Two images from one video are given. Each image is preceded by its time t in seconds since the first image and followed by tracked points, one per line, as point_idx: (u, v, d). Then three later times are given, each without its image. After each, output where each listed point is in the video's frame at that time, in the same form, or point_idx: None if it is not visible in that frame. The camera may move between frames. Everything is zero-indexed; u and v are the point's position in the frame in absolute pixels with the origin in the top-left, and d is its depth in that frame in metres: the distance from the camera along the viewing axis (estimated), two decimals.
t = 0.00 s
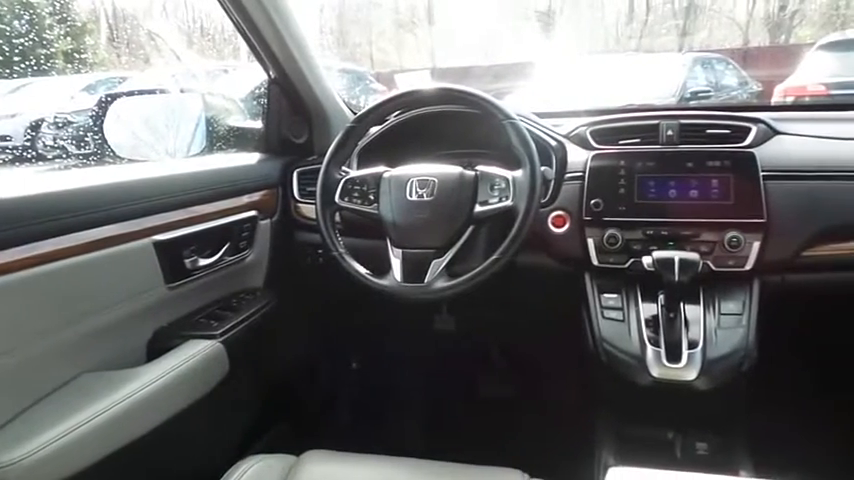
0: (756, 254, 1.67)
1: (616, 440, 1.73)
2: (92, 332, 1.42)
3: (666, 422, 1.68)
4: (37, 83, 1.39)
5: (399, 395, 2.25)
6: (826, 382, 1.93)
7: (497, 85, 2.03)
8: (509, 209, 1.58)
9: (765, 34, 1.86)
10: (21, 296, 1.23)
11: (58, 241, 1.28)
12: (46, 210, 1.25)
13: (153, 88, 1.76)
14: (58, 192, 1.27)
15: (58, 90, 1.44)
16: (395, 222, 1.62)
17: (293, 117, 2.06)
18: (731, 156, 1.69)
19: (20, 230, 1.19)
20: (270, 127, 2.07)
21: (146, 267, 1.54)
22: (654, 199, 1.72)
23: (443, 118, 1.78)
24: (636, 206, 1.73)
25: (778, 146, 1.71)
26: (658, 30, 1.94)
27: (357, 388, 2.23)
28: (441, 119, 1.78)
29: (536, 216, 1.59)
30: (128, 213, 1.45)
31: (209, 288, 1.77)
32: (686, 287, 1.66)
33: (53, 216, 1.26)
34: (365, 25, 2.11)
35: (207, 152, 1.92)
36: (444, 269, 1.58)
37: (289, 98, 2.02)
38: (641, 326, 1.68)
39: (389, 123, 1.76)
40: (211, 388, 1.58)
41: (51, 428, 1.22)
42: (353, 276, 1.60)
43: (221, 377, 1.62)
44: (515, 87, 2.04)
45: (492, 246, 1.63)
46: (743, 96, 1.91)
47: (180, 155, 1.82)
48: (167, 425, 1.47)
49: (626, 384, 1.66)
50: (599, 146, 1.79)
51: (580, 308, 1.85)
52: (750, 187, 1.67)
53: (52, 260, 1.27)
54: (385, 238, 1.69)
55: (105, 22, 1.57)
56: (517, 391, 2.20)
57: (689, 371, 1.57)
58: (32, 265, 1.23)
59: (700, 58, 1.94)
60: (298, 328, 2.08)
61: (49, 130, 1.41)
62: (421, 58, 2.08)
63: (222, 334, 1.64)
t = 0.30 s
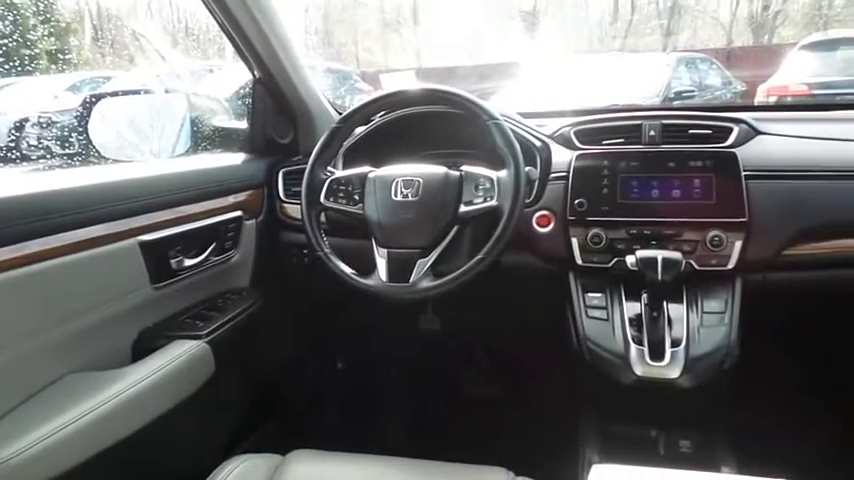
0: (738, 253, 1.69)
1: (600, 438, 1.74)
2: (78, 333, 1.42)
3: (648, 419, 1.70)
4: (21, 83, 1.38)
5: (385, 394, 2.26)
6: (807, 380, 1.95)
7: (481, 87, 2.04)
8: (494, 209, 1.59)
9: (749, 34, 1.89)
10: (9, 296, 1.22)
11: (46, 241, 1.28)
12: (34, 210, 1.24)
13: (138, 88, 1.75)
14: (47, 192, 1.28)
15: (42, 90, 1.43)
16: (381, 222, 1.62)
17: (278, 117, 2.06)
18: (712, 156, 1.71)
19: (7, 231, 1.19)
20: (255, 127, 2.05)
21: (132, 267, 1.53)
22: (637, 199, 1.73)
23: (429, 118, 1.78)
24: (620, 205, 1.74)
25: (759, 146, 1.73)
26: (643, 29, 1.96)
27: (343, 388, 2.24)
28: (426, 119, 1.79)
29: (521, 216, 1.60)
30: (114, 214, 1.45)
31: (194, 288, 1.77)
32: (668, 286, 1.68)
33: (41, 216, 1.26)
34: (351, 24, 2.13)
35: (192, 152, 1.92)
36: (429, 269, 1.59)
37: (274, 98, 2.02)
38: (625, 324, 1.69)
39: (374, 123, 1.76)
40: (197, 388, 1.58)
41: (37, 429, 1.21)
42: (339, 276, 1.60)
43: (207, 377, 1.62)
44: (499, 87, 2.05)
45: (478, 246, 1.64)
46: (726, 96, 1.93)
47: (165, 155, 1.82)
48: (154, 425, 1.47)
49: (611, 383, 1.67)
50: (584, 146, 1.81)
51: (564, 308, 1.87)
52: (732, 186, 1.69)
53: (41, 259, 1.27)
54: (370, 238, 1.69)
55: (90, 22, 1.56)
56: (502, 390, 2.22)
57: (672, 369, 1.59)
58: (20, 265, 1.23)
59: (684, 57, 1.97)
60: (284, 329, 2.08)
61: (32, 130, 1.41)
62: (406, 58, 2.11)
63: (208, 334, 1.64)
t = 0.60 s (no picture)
0: (717, 251, 1.72)
1: (582, 434, 1.78)
2: (62, 334, 1.42)
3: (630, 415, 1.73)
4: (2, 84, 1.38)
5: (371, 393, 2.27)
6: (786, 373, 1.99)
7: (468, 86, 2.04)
8: (478, 209, 1.61)
9: (731, 36, 1.91)
10: None
11: (30, 242, 1.28)
12: (20, 210, 1.25)
13: (121, 88, 1.76)
14: (32, 192, 1.28)
15: (23, 90, 1.44)
16: (366, 222, 1.64)
17: (263, 118, 2.07)
18: (691, 156, 1.74)
19: None
20: (240, 128, 2.07)
21: (117, 268, 1.54)
22: (619, 198, 1.76)
23: (414, 118, 1.80)
24: (601, 205, 1.76)
25: (737, 146, 1.76)
26: (627, 29, 1.97)
27: (329, 388, 2.27)
28: (411, 119, 1.80)
29: (504, 215, 1.62)
30: (99, 215, 1.45)
31: (180, 288, 1.78)
32: (648, 283, 1.71)
33: (26, 217, 1.26)
34: (336, 24, 2.11)
35: (177, 153, 1.92)
36: (414, 269, 1.61)
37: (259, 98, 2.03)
38: (606, 321, 1.72)
39: (360, 124, 1.76)
40: (182, 388, 1.59)
41: (22, 430, 1.22)
42: (324, 276, 1.61)
43: (193, 377, 1.63)
44: (486, 87, 2.06)
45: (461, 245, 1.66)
46: (710, 96, 1.96)
47: (149, 155, 1.82)
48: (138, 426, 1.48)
49: (593, 379, 1.70)
50: (566, 146, 1.83)
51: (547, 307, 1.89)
52: (712, 186, 1.72)
53: (24, 260, 1.28)
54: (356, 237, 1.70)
55: (72, 23, 1.57)
56: (487, 387, 2.24)
57: (652, 365, 1.61)
58: (4, 266, 1.23)
59: (668, 58, 1.97)
60: (270, 329, 2.10)
61: (14, 130, 1.41)
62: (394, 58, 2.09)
63: (193, 335, 1.65)
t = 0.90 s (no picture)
0: (700, 250, 1.73)
1: (566, 430, 1.78)
2: (43, 335, 1.41)
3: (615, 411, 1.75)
4: None
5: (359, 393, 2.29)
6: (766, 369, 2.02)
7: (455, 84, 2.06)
8: (462, 208, 1.61)
9: (717, 36, 1.91)
10: None
11: (10, 241, 1.27)
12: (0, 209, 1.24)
13: (103, 87, 1.75)
14: (12, 191, 1.28)
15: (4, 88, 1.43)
16: (350, 221, 1.64)
17: (248, 117, 2.06)
18: (675, 156, 1.74)
19: None
20: (225, 127, 2.07)
21: (99, 268, 1.53)
22: (603, 197, 1.76)
23: (400, 117, 1.80)
24: (585, 204, 1.77)
25: (720, 146, 1.78)
26: (616, 29, 1.98)
27: (317, 388, 2.27)
28: (397, 119, 1.81)
29: (488, 215, 1.63)
30: (80, 214, 1.45)
31: (164, 288, 1.77)
32: (632, 282, 1.71)
33: (6, 215, 1.26)
34: (324, 23, 2.12)
35: (160, 152, 1.91)
36: (398, 268, 1.61)
37: (244, 97, 2.02)
38: (591, 319, 1.73)
39: (344, 123, 1.78)
40: (166, 389, 1.58)
41: (4, 430, 1.21)
42: (309, 276, 1.61)
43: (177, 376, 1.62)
44: (474, 87, 2.08)
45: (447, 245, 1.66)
46: (696, 95, 1.98)
47: (132, 154, 1.81)
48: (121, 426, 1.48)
49: (577, 376, 1.72)
50: (550, 145, 1.84)
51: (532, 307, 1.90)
52: (695, 185, 1.73)
53: (4, 259, 1.27)
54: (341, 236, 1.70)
55: (54, 20, 1.56)
56: (474, 387, 2.26)
57: (636, 363, 1.62)
58: None
59: (655, 58, 1.98)
60: (257, 329, 2.11)
61: None
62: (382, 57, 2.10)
63: (177, 334, 1.65)
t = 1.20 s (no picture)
0: (679, 248, 1.75)
1: (548, 428, 1.78)
2: (21, 335, 1.41)
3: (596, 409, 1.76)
4: None
5: (342, 392, 2.29)
6: (745, 367, 2.04)
7: (440, 84, 2.06)
8: (444, 208, 1.62)
9: (701, 38, 1.93)
10: None
11: None
12: None
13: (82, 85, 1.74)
14: None
15: None
16: (332, 221, 1.64)
17: (230, 116, 2.06)
18: (655, 155, 1.76)
19: None
20: (206, 126, 2.06)
21: (77, 268, 1.52)
22: (583, 196, 1.78)
23: (381, 116, 1.80)
24: (566, 203, 1.78)
25: (698, 145, 1.80)
26: (599, 30, 1.98)
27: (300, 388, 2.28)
28: (379, 118, 1.81)
29: (470, 214, 1.63)
30: (58, 212, 1.44)
31: (144, 288, 1.76)
32: (612, 280, 1.73)
33: None
34: (307, 23, 2.11)
35: (141, 151, 1.90)
36: (381, 266, 1.62)
37: (226, 95, 2.01)
38: (571, 318, 1.74)
39: (326, 122, 1.79)
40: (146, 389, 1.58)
41: None
42: (291, 275, 1.61)
43: (158, 376, 1.62)
44: (459, 87, 2.09)
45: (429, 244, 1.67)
46: (679, 96, 2.00)
47: (112, 153, 1.79)
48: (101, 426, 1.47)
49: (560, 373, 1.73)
50: (532, 145, 1.85)
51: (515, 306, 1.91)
52: (674, 185, 1.75)
53: None
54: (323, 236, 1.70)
55: (31, 17, 1.56)
56: (457, 385, 2.26)
57: (617, 360, 1.64)
58: None
59: (638, 59, 1.98)
60: (240, 329, 2.10)
61: None
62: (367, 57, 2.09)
63: (158, 334, 1.65)
